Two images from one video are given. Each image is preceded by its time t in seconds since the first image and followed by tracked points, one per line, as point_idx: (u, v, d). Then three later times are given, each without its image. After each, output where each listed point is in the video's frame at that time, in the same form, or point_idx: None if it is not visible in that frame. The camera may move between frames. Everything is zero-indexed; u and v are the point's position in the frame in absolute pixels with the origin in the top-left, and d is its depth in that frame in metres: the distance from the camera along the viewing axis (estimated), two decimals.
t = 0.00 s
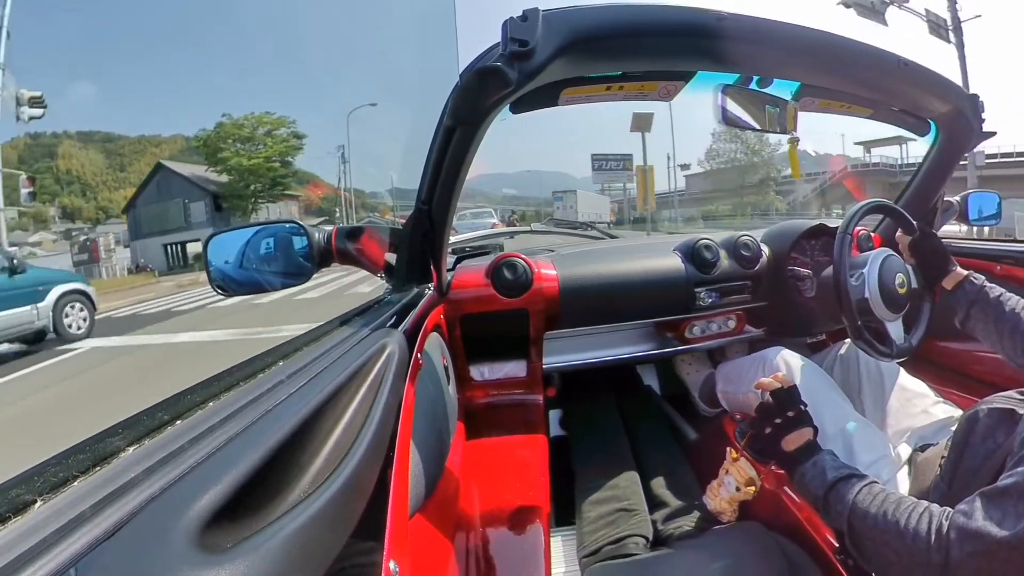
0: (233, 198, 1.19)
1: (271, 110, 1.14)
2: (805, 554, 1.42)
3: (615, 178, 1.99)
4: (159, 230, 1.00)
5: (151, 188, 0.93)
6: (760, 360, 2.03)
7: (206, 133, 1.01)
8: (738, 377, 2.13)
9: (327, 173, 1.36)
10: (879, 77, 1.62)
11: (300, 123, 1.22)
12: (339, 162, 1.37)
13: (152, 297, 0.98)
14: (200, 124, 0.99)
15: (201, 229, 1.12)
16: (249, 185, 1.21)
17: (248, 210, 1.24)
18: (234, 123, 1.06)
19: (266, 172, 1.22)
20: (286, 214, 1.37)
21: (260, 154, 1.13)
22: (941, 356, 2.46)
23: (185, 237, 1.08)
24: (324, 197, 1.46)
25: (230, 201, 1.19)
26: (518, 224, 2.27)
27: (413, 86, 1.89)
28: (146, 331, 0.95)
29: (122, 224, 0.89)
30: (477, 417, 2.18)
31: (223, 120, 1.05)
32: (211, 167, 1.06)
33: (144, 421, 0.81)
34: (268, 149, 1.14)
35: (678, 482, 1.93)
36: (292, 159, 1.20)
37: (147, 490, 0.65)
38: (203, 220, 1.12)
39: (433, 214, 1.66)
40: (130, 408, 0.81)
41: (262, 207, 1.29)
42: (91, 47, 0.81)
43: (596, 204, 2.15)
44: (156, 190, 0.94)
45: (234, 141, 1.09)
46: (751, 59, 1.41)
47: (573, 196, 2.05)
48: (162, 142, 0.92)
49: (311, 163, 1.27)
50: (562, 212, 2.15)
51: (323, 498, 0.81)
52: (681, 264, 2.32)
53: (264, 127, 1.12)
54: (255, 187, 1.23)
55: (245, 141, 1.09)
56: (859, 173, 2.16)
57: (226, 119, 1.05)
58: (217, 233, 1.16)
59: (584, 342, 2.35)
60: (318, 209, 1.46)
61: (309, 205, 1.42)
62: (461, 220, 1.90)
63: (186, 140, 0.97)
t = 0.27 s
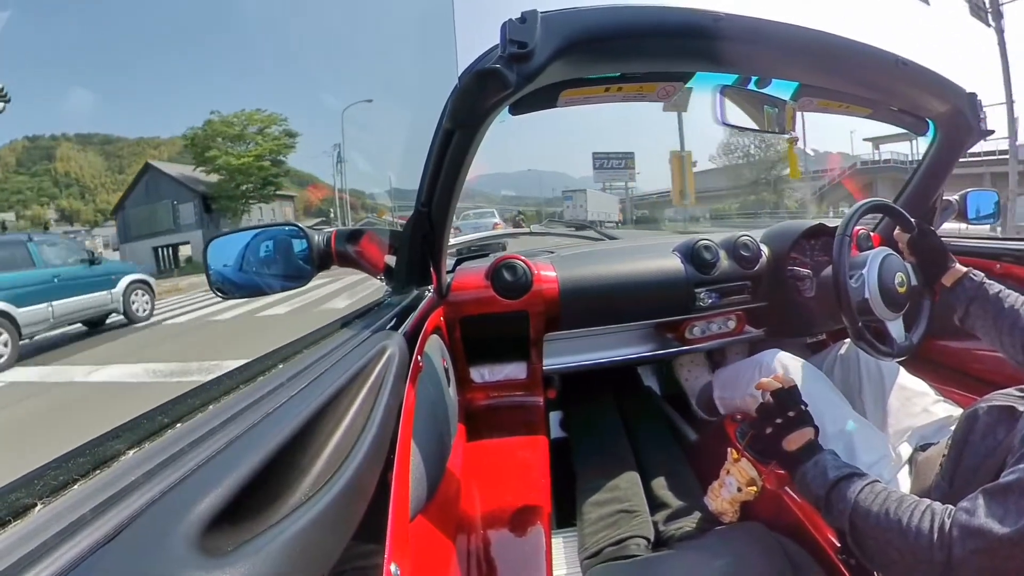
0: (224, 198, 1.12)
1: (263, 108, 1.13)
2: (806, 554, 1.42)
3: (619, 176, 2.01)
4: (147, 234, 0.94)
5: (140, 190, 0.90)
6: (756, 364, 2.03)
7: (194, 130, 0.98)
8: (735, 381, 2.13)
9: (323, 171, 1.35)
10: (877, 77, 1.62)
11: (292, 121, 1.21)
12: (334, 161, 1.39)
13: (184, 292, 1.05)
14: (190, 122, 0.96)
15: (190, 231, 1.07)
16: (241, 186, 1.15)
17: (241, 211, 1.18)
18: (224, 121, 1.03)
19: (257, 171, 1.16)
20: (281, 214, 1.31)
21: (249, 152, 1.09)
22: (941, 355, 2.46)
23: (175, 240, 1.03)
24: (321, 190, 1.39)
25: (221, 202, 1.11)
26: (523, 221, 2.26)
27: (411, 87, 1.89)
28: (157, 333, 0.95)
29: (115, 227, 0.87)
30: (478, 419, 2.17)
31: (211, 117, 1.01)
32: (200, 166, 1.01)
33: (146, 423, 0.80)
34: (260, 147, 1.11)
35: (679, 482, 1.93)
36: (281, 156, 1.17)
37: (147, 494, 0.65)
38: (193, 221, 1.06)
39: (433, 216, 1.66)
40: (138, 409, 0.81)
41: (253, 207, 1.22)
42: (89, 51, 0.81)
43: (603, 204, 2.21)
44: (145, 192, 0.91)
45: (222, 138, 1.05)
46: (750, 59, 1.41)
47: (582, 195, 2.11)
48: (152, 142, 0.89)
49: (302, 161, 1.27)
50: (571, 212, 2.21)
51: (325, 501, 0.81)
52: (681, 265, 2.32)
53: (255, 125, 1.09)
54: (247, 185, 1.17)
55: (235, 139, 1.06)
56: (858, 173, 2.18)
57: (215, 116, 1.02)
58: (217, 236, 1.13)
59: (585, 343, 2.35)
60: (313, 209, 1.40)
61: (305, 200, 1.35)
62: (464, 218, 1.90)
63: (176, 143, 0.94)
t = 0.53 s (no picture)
0: (212, 200, 1.10)
1: (252, 105, 1.11)
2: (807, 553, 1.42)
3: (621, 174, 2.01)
4: (138, 234, 0.95)
5: (127, 192, 0.89)
6: (748, 369, 2.05)
7: (179, 128, 0.95)
8: (727, 388, 2.13)
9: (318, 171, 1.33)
10: (875, 77, 1.63)
11: (282, 120, 1.19)
12: (330, 162, 1.36)
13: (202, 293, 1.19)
14: (176, 120, 0.94)
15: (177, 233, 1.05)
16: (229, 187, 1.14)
17: (230, 213, 1.16)
18: (209, 119, 1.01)
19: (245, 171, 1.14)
20: (270, 214, 1.30)
21: (239, 152, 1.09)
22: (940, 353, 2.47)
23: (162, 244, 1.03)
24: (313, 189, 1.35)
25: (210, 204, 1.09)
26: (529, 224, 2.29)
27: (410, 88, 1.89)
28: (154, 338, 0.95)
29: (105, 231, 0.88)
30: (477, 420, 2.17)
31: (199, 115, 1.00)
32: (186, 167, 1.00)
33: (144, 428, 0.80)
34: (249, 146, 1.10)
35: (679, 482, 1.93)
36: (269, 156, 1.16)
37: (147, 499, 0.64)
38: (181, 224, 1.05)
39: (431, 218, 1.66)
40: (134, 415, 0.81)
41: (243, 209, 1.20)
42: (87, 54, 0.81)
43: (613, 204, 2.25)
44: (132, 197, 0.91)
45: (209, 137, 1.03)
46: (747, 59, 1.42)
47: (591, 196, 2.18)
48: (144, 147, 0.88)
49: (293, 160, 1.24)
50: (581, 212, 2.29)
51: (325, 504, 0.81)
52: (680, 265, 2.32)
53: (245, 123, 1.09)
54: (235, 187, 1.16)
55: (222, 139, 1.05)
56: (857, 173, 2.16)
57: (201, 115, 1.00)
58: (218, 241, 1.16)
59: (584, 344, 2.35)
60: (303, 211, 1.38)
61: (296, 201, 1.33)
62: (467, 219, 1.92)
63: (162, 145, 0.92)
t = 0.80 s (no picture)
0: (196, 202, 1.06)
1: (240, 104, 1.05)
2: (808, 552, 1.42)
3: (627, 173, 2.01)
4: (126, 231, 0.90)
5: (112, 196, 0.86)
6: (748, 370, 2.05)
7: (164, 128, 0.92)
8: (725, 391, 2.13)
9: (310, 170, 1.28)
10: (871, 76, 1.63)
11: (272, 119, 1.14)
12: (324, 163, 1.32)
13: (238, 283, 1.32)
14: (161, 120, 0.91)
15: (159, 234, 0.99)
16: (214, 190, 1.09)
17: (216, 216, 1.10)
18: (194, 119, 0.97)
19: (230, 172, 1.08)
20: (258, 216, 1.25)
21: (224, 153, 1.04)
22: (939, 351, 2.47)
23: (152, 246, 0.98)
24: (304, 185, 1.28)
25: (195, 207, 1.06)
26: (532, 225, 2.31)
27: (408, 89, 1.89)
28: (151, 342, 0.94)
29: (83, 238, 0.81)
30: (476, 422, 2.17)
31: (183, 114, 0.96)
32: (171, 169, 0.97)
33: (143, 431, 0.80)
34: (238, 146, 1.05)
35: (680, 483, 1.93)
36: (258, 160, 1.11)
37: (146, 502, 0.64)
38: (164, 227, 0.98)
39: (430, 220, 1.66)
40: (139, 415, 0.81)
41: (230, 213, 1.14)
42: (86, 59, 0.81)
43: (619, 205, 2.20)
44: (116, 197, 0.88)
45: (195, 138, 0.99)
46: (745, 59, 1.42)
47: (603, 197, 2.12)
48: (128, 150, 0.86)
49: (285, 159, 1.18)
50: (590, 213, 2.22)
51: (325, 506, 0.80)
52: (679, 265, 2.32)
53: (231, 121, 1.03)
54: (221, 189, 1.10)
55: (204, 138, 1.00)
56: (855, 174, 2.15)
57: (186, 114, 0.96)
58: (216, 242, 1.18)
59: (584, 344, 2.35)
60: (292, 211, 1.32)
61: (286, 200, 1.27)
62: (471, 220, 1.96)
63: (147, 146, 0.90)
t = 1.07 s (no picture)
0: (183, 206, 1.06)
1: (223, 101, 1.01)
2: (808, 553, 1.41)
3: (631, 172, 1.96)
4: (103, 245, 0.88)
5: (96, 201, 0.83)
6: (747, 372, 2.05)
7: (143, 128, 0.89)
8: (723, 391, 2.14)
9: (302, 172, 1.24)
10: (867, 75, 1.63)
11: (257, 117, 1.10)
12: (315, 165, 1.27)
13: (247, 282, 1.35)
14: (142, 119, 0.88)
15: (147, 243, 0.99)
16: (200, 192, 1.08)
17: (203, 219, 1.11)
18: (176, 118, 0.94)
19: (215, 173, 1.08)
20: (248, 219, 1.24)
21: (208, 153, 1.03)
22: (938, 349, 2.47)
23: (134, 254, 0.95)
24: (294, 186, 1.26)
25: (181, 211, 1.05)
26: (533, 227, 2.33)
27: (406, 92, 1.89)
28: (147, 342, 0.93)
29: (70, 243, 0.82)
30: (475, 424, 2.17)
31: (166, 112, 0.93)
32: (152, 170, 0.94)
33: (142, 436, 0.79)
34: (222, 146, 1.02)
35: (680, 484, 1.93)
36: (242, 154, 1.07)
37: (145, 508, 0.64)
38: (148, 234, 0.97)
39: (428, 222, 1.66)
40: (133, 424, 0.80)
41: (216, 216, 1.15)
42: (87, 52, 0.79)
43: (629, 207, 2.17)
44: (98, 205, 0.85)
45: (178, 138, 0.96)
46: (742, 59, 1.42)
47: (612, 198, 2.13)
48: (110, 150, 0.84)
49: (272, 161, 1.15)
50: (599, 214, 2.25)
51: (325, 510, 0.80)
52: (677, 266, 2.32)
53: (214, 120, 1.01)
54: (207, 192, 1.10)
55: (185, 138, 0.97)
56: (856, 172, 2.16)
57: (168, 112, 0.93)
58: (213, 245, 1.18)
59: (583, 345, 2.35)
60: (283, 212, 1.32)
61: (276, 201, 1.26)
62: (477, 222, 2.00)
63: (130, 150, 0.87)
